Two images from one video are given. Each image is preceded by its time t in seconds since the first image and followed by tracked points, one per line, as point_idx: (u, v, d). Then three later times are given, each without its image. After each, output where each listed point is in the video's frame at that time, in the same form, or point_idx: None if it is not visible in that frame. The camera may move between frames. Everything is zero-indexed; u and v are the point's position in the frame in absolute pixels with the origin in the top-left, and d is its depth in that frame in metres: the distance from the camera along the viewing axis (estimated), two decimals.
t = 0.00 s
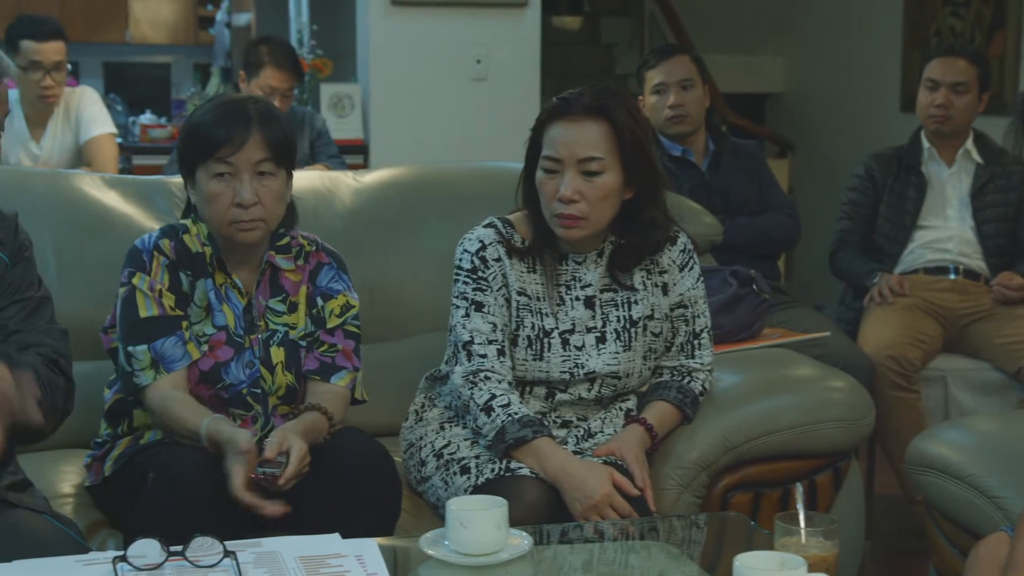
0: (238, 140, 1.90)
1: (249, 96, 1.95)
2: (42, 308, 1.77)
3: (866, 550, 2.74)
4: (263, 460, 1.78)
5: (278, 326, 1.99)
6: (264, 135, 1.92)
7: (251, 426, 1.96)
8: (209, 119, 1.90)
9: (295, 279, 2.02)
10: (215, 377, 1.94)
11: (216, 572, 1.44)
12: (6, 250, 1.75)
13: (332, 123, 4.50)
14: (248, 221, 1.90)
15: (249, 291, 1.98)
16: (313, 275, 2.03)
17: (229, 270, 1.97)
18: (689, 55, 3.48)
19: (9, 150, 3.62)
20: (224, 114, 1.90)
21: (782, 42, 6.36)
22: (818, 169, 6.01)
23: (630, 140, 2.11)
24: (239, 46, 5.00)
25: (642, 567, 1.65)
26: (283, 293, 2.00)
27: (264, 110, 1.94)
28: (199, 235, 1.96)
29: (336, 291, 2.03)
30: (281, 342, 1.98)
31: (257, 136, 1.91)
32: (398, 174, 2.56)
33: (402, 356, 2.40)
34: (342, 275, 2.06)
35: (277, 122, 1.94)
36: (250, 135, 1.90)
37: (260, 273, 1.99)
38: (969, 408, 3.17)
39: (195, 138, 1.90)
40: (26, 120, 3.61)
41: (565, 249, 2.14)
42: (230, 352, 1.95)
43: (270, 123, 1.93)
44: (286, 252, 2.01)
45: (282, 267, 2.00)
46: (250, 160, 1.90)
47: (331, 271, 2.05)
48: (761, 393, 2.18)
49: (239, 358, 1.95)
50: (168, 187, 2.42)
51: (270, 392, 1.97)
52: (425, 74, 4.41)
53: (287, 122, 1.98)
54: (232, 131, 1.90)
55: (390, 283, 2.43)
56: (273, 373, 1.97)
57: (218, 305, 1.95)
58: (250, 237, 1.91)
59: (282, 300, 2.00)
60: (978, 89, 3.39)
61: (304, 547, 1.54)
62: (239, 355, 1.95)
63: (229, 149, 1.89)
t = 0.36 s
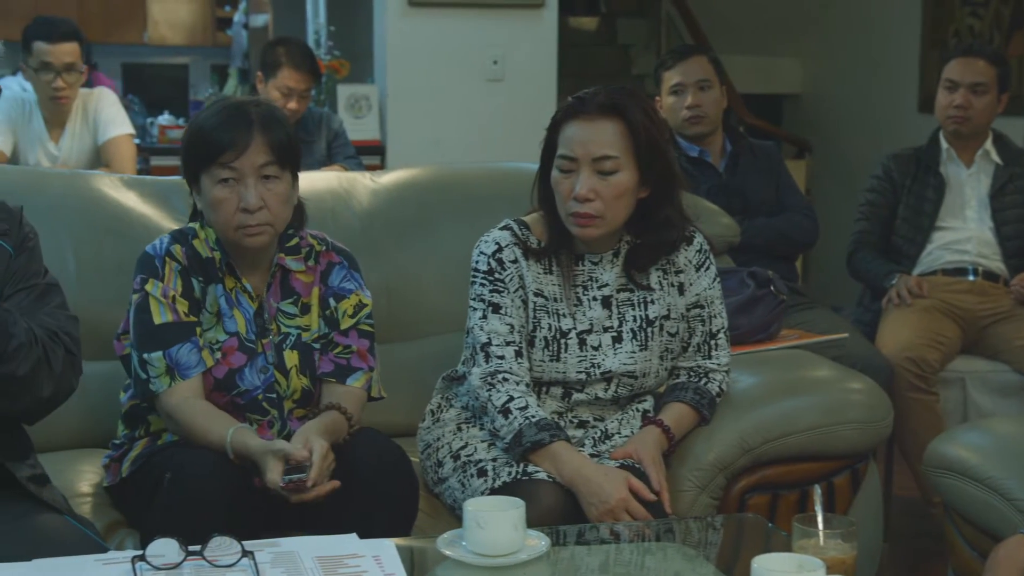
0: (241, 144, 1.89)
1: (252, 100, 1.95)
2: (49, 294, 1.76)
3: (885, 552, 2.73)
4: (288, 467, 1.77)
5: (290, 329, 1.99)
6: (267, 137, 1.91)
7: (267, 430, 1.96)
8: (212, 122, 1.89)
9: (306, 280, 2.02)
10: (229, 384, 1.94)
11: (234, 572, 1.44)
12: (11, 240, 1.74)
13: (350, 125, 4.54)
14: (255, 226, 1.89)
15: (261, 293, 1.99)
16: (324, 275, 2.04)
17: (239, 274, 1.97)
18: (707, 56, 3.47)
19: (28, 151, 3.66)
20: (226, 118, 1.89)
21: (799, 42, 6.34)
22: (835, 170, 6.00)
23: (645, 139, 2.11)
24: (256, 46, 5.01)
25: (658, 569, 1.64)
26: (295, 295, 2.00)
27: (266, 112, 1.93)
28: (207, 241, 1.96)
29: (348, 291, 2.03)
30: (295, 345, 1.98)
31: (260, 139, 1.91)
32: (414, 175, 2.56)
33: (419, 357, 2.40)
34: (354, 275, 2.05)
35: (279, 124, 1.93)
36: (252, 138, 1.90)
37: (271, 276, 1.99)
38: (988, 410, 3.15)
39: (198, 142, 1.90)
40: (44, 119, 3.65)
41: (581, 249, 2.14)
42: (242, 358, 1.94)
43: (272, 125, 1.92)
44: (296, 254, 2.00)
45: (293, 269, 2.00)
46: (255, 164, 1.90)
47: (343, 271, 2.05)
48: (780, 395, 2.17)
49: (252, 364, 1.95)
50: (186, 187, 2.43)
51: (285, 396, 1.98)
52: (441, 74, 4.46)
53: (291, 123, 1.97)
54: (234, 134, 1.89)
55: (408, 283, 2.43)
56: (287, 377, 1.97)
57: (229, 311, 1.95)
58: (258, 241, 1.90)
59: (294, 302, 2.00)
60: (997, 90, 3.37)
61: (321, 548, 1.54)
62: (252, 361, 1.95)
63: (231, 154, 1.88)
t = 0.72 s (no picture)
0: (252, 151, 1.88)
1: (263, 104, 1.94)
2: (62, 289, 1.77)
3: (902, 555, 2.72)
4: (307, 464, 1.77)
5: (307, 330, 2.00)
6: (277, 146, 1.90)
7: (284, 431, 1.97)
8: (224, 127, 1.89)
9: (321, 281, 2.02)
10: (246, 385, 1.94)
11: (253, 572, 1.44)
12: (23, 236, 1.75)
13: (367, 126, 4.54)
14: (267, 233, 1.90)
15: (275, 294, 1.99)
16: (339, 277, 2.03)
17: (252, 275, 1.98)
18: (724, 57, 3.47)
19: (46, 151, 3.68)
20: (237, 123, 1.89)
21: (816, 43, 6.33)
22: (852, 171, 5.98)
23: (663, 133, 2.11)
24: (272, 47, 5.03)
25: (670, 571, 1.62)
26: (310, 296, 2.01)
27: (276, 117, 1.92)
28: (220, 245, 1.96)
29: (364, 293, 2.03)
30: (311, 346, 1.99)
31: (270, 146, 1.90)
32: (430, 176, 2.56)
33: (437, 358, 2.40)
34: (369, 276, 2.05)
35: (289, 129, 1.92)
36: (263, 145, 1.89)
37: (285, 278, 2.00)
38: (1007, 412, 3.14)
39: (209, 147, 1.90)
40: (63, 120, 3.67)
41: (593, 244, 2.13)
42: (258, 360, 1.95)
43: (281, 130, 1.91)
44: (310, 255, 2.00)
45: (307, 269, 2.00)
46: (264, 172, 1.89)
47: (358, 273, 2.05)
48: (795, 398, 2.17)
49: (268, 364, 1.96)
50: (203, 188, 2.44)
51: (301, 396, 1.98)
52: (458, 76, 4.49)
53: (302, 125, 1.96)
54: (245, 140, 1.88)
55: (425, 284, 2.43)
56: (304, 377, 1.98)
57: (243, 314, 1.95)
58: (270, 247, 1.91)
59: (309, 303, 2.00)
60: (1016, 91, 3.36)
61: (338, 547, 1.54)
62: (268, 362, 1.96)
63: (242, 164, 1.88)
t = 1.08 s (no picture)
0: (270, 151, 1.89)
1: (281, 105, 1.95)
2: (81, 318, 1.75)
3: (920, 558, 2.71)
4: (321, 467, 1.78)
5: (325, 330, 2.00)
6: (296, 145, 1.91)
7: (303, 431, 1.97)
8: (242, 128, 1.90)
9: (340, 282, 2.02)
10: (265, 385, 1.95)
11: (270, 572, 1.44)
12: (47, 247, 1.73)
13: (383, 128, 4.53)
14: (285, 233, 1.90)
15: (294, 295, 1.99)
16: (359, 278, 2.04)
17: (271, 276, 1.98)
18: (740, 58, 3.46)
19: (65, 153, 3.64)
20: (255, 123, 1.90)
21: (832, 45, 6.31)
22: (869, 172, 5.97)
23: (675, 126, 2.10)
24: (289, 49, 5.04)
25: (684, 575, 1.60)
26: (329, 297, 2.01)
27: (295, 118, 1.93)
28: (239, 246, 1.97)
29: (383, 295, 2.03)
30: (330, 347, 1.99)
31: (288, 146, 1.90)
32: (447, 178, 2.57)
33: (452, 359, 2.40)
34: (389, 278, 2.06)
35: (307, 130, 1.92)
36: (281, 145, 1.90)
37: (305, 279, 2.00)
38: None
39: (228, 148, 1.90)
40: (81, 122, 3.68)
41: (605, 240, 2.13)
42: (277, 360, 1.95)
43: (300, 131, 1.92)
44: (330, 256, 2.01)
45: (327, 270, 2.00)
46: (283, 172, 1.90)
47: (378, 275, 2.05)
48: (812, 400, 2.16)
49: (287, 364, 1.96)
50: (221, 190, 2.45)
51: (320, 396, 1.98)
52: (474, 77, 4.51)
53: (320, 126, 1.97)
54: (263, 140, 1.89)
55: (440, 285, 2.44)
56: (323, 377, 1.98)
57: (261, 314, 1.96)
58: (288, 247, 1.91)
59: (328, 304, 2.01)
60: None
61: (354, 549, 1.54)
62: (287, 362, 1.96)
63: (260, 163, 1.89)
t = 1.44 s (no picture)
0: (291, 154, 1.89)
1: (302, 108, 1.95)
2: (104, 337, 1.76)
3: (936, 562, 2.70)
4: (333, 468, 1.78)
5: (342, 332, 2.00)
6: (316, 149, 1.91)
7: (318, 433, 1.98)
8: (263, 131, 1.90)
9: (358, 284, 2.02)
10: (281, 387, 1.95)
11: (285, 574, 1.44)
12: (73, 259, 1.74)
13: (398, 130, 4.61)
14: (303, 237, 1.90)
15: (311, 297, 2.00)
16: (377, 280, 2.04)
17: (288, 278, 1.99)
18: (756, 61, 3.46)
19: (81, 154, 3.65)
20: (277, 127, 1.90)
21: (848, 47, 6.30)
22: (885, 175, 5.96)
23: (690, 119, 2.10)
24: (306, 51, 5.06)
25: None
26: (347, 299, 2.01)
27: (316, 121, 1.93)
28: (257, 248, 1.97)
29: (401, 297, 2.03)
30: (346, 348, 1.99)
31: (309, 150, 1.91)
32: (463, 180, 2.57)
33: (468, 362, 2.40)
34: (407, 280, 2.06)
35: (328, 133, 1.93)
36: (302, 149, 1.90)
37: (322, 280, 2.01)
38: None
39: (248, 151, 1.91)
40: (98, 125, 3.68)
41: (616, 237, 2.13)
42: (294, 361, 1.96)
43: (320, 135, 1.92)
44: (348, 258, 2.01)
45: (344, 272, 2.01)
46: (303, 176, 1.90)
47: (396, 277, 2.05)
48: (827, 403, 2.16)
49: (303, 366, 1.96)
50: (238, 192, 2.46)
51: (337, 399, 1.99)
52: (489, 80, 4.51)
53: (340, 129, 1.97)
54: (284, 144, 1.89)
55: (456, 287, 2.44)
56: (340, 379, 1.98)
57: (278, 316, 1.96)
58: (306, 250, 1.92)
59: (345, 306, 2.01)
60: None
61: (371, 551, 1.53)
62: (303, 364, 1.96)
63: (281, 167, 1.89)
